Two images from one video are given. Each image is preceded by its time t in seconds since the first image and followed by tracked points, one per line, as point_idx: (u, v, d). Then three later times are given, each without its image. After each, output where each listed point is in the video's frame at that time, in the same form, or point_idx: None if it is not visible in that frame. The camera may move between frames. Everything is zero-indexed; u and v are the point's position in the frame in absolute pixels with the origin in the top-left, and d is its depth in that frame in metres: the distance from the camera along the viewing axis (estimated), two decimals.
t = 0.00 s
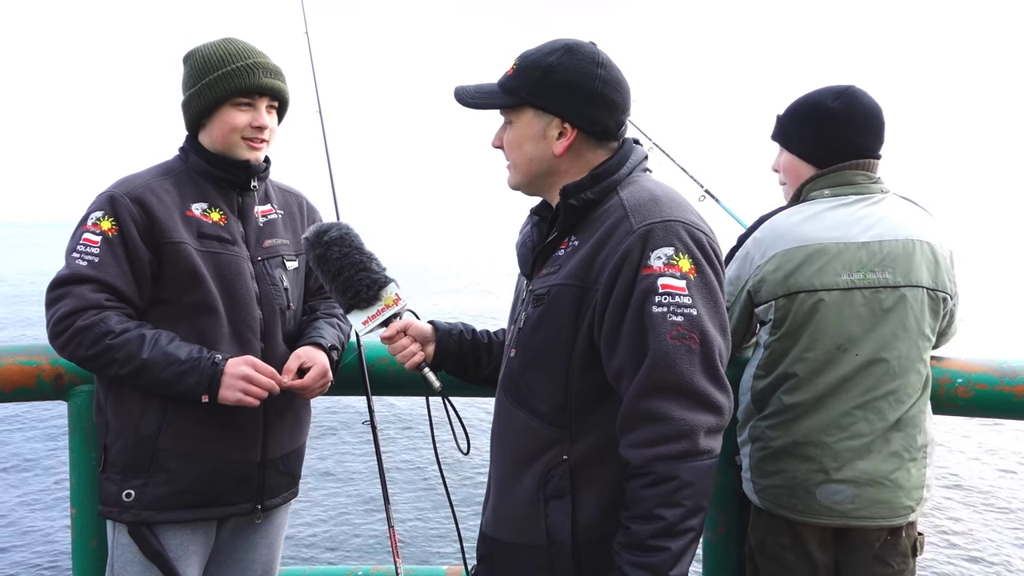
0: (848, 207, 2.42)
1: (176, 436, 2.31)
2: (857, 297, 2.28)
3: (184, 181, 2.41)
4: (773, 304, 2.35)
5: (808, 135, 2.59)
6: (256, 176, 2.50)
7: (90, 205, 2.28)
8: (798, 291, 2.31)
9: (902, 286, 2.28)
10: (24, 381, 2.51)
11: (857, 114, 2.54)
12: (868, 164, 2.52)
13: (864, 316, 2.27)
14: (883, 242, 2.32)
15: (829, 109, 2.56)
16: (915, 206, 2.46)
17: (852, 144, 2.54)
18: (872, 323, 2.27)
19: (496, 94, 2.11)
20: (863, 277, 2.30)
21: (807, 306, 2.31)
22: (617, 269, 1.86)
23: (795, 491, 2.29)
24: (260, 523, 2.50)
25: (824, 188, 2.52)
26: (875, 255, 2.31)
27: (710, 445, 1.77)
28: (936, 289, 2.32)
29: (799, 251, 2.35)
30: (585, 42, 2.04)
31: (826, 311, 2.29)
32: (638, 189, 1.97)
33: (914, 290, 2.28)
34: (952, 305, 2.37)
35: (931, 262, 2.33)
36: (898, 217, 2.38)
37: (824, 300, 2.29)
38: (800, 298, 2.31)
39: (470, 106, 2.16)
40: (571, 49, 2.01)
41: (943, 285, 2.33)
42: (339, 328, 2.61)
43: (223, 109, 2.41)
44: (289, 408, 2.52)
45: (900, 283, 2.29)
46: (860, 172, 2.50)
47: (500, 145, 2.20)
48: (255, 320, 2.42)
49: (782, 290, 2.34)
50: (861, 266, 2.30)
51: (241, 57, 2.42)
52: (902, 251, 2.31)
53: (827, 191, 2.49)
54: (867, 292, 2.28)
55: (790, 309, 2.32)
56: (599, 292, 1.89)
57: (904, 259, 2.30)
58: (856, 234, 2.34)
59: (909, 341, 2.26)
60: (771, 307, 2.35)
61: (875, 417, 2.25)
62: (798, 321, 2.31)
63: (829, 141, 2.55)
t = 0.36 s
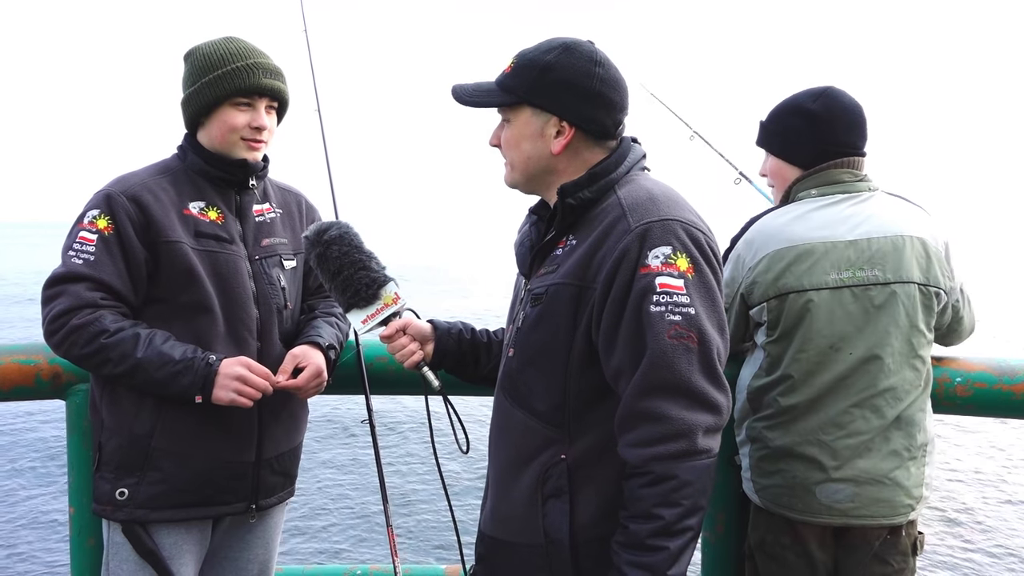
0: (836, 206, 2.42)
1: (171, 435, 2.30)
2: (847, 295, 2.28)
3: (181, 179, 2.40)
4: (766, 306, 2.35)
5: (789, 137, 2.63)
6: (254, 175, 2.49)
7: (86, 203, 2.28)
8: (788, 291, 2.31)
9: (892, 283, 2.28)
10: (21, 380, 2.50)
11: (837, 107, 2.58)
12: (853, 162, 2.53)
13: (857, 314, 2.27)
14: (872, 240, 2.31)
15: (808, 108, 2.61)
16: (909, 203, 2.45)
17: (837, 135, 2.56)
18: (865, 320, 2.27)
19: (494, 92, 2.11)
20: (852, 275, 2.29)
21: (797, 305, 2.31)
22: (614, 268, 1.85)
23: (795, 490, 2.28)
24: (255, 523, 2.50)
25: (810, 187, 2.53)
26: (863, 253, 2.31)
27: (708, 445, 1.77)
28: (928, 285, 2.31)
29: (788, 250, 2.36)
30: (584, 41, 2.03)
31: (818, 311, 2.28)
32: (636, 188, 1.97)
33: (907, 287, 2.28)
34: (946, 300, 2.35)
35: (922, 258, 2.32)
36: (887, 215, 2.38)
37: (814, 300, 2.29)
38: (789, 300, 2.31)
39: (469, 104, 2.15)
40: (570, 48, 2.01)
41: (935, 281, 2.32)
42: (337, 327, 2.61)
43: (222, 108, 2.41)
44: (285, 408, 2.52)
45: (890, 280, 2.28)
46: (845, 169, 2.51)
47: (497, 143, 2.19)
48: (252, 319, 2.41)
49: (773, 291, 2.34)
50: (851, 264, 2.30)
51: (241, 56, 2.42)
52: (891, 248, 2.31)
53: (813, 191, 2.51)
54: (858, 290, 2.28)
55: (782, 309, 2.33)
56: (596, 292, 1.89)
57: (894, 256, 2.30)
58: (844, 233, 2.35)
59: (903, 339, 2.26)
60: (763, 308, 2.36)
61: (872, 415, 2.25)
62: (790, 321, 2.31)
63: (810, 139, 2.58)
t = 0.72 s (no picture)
0: (826, 205, 2.43)
1: (171, 434, 2.30)
2: (830, 296, 2.29)
3: (181, 177, 2.40)
4: (750, 303, 2.38)
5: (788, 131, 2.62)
6: (254, 173, 2.49)
7: (86, 201, 2.28)
8: (771, 290, 2.34)
9: (878, 284, 2.27)
10: (20, 378, 2.50)
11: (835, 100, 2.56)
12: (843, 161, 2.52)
13: (842, 315, 2.27)
14: (858, 240, 2.32)
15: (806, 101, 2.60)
16: (906, 202, 2.42)
17: (835, 128, 2.54)
18: (850, 321, 2.27)
19: (494, 90, 2.11)
20: (836, 276, 2.30)
21: (779, 306, 2.33)
22: (613, 267, 1.85)
23: (788, 491, 2.28)
24: (254, 521, 2.50)
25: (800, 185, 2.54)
26: (849, 253, 2.31)
27: (707, 445, 1.77)
28: (917, 286, 2.29)
29: (773, 248, 2.39)
30: (583, 39, 2.03)
31: (804, 311, 2.29)
32: (635, 186, 1.96)
33: (892, 287, 2.27)
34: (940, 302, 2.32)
35: (912, 259, 2.31)
36: (875, 214, 2.37)
37: (794, 300, 2.31)
38: (773, 299, 2.34)
39: (468, 101, 2.15)
40: (569, 45, 2.01)
41: (926, 282, 2.29)
42: (335, 326, 2.61)
43: (221, 105, 2.41)
44: (284, 406, 2.52)
45: (875, 281, 2.27)
46: (835, 168, 2.50)
47: (497, 141, 2.19)
48: (252, 318, 2.41)
49: (758, 289, 2.37)
50: (835, 264, 2.31)
51: (240, 53, 2.42)
52: (879, 249, 2.30)
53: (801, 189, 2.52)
54: (842, 290, 2.29)
55: (766, 308, 2.35)
56: (595, 291, 1.89)
57: (881, 257, 2.29)
58: (830, 233, 2.36)
59: (889, 338, 2.26)
60: (748, 307, 2.39)
61: (862, 416, 2.24)
62: (773, 321, 2.33)
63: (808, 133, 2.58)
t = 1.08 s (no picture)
0: (804, 198, 2.39)
1: (172, 432, 2.31)
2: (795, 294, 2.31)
3: (183, 176, 2.40)
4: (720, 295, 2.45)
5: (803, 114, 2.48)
6: (257, 172, 2.50)
7: (89, 199, 2.28)
8: (737, 285, 2.41)
9: (838, 285, 2.24)
10: (20, 375, 2.51)
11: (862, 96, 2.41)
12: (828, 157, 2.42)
13: (803, 314, 2.28)
14: (822, 240, 2.29)
15: (835, 88, 2.44)
16: (890, 197, 2.29)
17: (849, 126, 2.42)
18: (812, 320, 2.27)
19: (498, 90, 2.11)
20: (798, 274, 2.30)
21: (742, 301, 2.39)
22: (615, 268, 1.86)
23: (769, 490, 2.31)
24: (257, 519, 2.49)
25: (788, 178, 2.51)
26: (814, 252, 2.29)
27: (707, 446, 1.77)
28: (881, 289, 2.19)
29: (745, 243, 2.43)
30: (587, 40, 2.03)
31: (770, 311, 2.32)
32: (638, 188, 1.97)
33: (854, 289, 2.22)
34: (913, 307, 2.20)
35: (880, 260, 2.21)
36: (847, 211, 2.29)
37: (757, 294, 2.36)
38: (738, 293, 2.40)
39: (472, 101, 2.16)
40: (573, 47, 2.01)
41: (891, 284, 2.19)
42: (335, 324, 2.61)
43: (224, 104, 2.41)
44: (286, 404, 2.52)
45: (835, 282, 2.24)
46: (813, 164, 2.43)
47: (499, 141, 2.20)
48: (255, 316, 2.42)
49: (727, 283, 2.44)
50: (799, 262, 2.31)
51: (244, 52, 2.42)
52: (841, 249, 2.25)
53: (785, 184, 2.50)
54: (803, 289, 2.29)
55: (733, 301, 2.42)
56: (597, 291, 1.89)
57: (844, 258, 2.24)
58: (801, 229, 2.35)
59: (853, 337, 2.22)
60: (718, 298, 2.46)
61: (829, 416, 2.22)
62: (738, 316, 2.40)
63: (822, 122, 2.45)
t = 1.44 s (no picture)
0: (818, 195, 2.35)
1: (173, 436, 2.31)
2: (803, 296, 2.26)
3: (183, 183, 2.41)
4: (733, 297, 2.45)
5: (832, 102, 2.40)
6: (256, 178, 2.50)
7: (90, 208, 2.29)
8: (747, 286, 2.40)
9: (846, 287, 2.19)
10: (23, 377, 2.52)
11: (899, 95, 2.32)
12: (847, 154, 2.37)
13: (812, 317, 2.24)
14: (831, 239, 2.25)
15: (873, 81, 2.34)
16: (905, 194, 2.23)
17: (881, 122, 2.33)
18: (821, 325, 2.22)
19: (501, 96, 2.12)
20: (806, 275, 2.27)
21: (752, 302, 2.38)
22: (617, 273, 1.87)
23: (780, 501, 2.28)
24: (258, 523, 2.49)
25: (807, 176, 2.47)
26: (822, 252, 2.26)
27: (708, 451, 1.78)
28: (891, 291, 2.13)
29: (756, 243, 2.42)
30: (589, 47, 2.05)
31: (779, 313, 2.29)
32: (639, 194, 1.97)
33: (861, 291, 2.16)
34: (927, 307, 2.12)
35: (889, 260, 2.15)
36: (858, 208, 2.24)
37: (764, 294, 2.33)
38: (749, 294, 2.39)
39: (475, 107, 2.17)
40: (576, 53, 2.02)
41: (901, 285, 2.12)
42: (337, 327, 2.61)
43: (222, 110, 2.42)
44: (287, 408, 2.52)
45: (841, 283, 2.20)
46: (829, 163, 2.38)
47: (502, 147, 2.21)
48: (256, 321, 2.42)
49: (738, 286, 2.43)
50: (808, 263, 2.28)
51: (241, 59, 2.44)
52: (849, 249, 2.21)
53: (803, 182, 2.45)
54: (812, 291, 2.25)
55: (744, 303, 2.41)
56: (598, 296, 1.90)
57: (852, 258, 2.20)
58: (812, 228, 2.31)
59: (862, 343, 2.16)
60: (731, 300, 2.46)
61: (837, 426, 2.17)
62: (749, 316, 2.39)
63: (851, 116, 2.37)
